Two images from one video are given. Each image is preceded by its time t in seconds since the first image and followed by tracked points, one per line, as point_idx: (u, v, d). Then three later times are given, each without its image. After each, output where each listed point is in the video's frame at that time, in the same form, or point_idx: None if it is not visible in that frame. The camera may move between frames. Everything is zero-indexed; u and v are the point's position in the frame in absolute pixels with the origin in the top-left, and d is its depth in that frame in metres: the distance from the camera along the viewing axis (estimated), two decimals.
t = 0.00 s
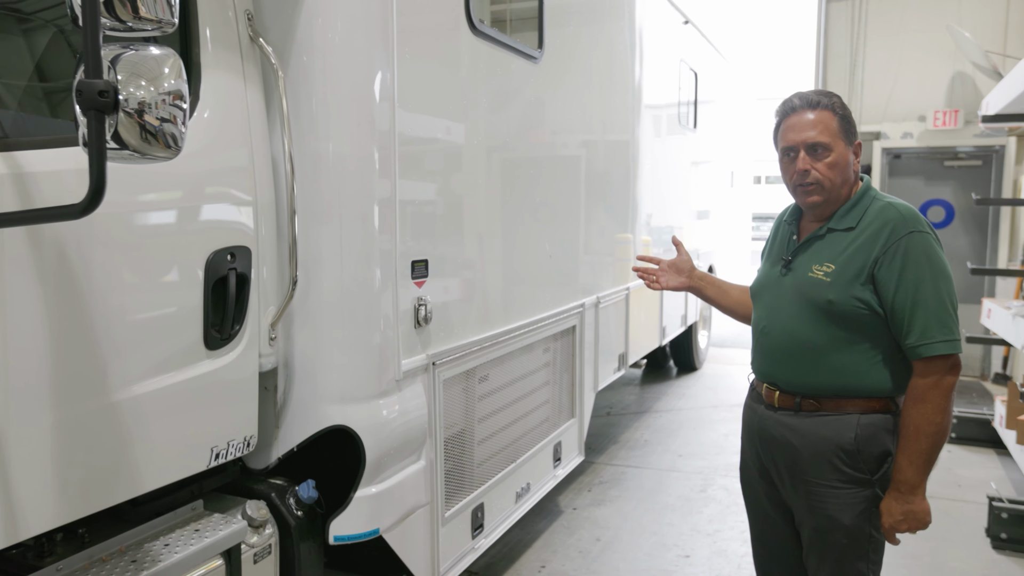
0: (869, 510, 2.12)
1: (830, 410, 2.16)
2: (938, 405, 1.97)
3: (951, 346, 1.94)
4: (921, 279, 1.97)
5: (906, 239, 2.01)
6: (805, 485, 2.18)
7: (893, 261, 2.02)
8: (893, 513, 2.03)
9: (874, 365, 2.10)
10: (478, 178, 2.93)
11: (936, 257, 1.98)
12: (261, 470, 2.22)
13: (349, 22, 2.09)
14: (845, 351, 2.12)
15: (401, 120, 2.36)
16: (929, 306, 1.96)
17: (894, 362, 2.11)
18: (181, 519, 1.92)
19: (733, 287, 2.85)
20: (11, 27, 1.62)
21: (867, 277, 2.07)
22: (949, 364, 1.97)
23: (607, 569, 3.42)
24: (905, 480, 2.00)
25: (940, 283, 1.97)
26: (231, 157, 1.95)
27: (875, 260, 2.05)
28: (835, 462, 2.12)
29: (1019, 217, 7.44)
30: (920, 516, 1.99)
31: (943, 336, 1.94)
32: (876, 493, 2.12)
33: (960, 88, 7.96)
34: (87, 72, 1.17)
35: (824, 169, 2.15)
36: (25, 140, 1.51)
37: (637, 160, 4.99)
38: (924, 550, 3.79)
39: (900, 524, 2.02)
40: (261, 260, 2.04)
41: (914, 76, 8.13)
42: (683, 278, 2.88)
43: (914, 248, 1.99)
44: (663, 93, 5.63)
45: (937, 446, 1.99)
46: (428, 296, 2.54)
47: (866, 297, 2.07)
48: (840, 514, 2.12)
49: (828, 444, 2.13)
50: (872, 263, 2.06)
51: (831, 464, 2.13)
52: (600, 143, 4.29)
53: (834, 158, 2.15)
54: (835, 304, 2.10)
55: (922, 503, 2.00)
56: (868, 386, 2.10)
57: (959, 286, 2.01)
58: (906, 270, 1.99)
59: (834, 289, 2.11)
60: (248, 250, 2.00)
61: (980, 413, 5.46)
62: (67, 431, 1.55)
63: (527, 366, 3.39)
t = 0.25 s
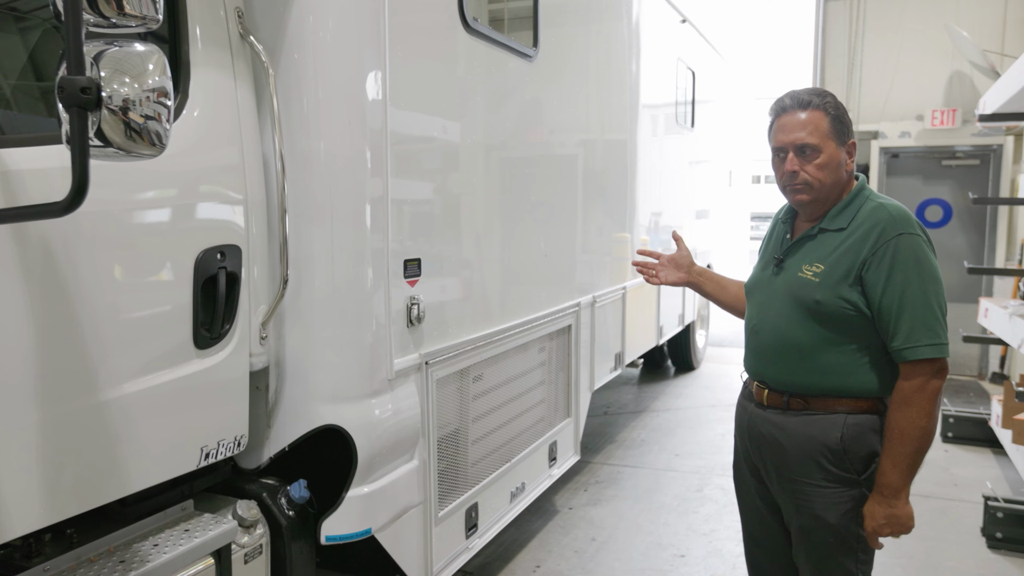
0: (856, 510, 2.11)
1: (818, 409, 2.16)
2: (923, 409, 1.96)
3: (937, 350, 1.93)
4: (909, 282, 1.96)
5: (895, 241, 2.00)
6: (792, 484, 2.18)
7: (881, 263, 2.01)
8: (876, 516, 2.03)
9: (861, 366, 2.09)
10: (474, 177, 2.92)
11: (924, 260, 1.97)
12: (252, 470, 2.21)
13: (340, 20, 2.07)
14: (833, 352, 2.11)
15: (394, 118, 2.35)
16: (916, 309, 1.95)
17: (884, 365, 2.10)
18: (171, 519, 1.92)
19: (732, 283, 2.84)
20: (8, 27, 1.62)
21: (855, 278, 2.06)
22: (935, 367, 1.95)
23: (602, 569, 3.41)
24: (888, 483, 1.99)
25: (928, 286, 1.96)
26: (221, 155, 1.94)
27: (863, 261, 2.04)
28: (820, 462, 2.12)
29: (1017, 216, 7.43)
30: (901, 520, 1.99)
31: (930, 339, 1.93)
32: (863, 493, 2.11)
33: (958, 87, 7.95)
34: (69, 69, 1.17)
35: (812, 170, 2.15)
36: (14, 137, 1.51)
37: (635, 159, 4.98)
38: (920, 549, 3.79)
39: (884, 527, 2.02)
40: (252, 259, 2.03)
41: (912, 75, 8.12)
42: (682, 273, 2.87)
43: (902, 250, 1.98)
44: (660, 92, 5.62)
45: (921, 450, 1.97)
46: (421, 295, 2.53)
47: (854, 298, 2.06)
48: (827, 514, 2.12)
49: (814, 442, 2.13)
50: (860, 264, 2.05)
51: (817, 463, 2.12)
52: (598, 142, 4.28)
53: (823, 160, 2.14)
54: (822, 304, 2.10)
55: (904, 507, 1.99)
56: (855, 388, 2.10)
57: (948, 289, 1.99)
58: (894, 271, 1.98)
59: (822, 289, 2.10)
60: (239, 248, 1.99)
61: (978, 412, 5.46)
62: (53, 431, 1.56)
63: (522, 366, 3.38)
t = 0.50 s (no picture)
0: (843, 509, 2.11)
1: (806, 408, 2.17)
2: (910, 411, 1.96)
3: (923, 352, 1.93)
4: (896, 283, 1.97)
5: (883, 242, 2.00)
6: (779, 483, 2.19)
7: (870, 263, 2.01)
8: (861, 519, 2.04)
9: (848, 366, 2.09)
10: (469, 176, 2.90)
11: (912, 263, 1.97)
12: (245, 469, 2.20)
13: (332, 18, 2.07)
14: (819, 351, 2.12)
15: (388, 117, 2.34)
16: (902, 310, 1.95)
17: (871, 366, 2.10)
18: (163, 519, 1.90)
19: (727, 283, 2.84)
20: (7, 26, 1.62)
21: (843, 277, 2.07)
22: (923, 369, 1.95)
23: (598, 569, 3.41)
24: (875, 486, 1.99)
25: (915, 288, 1.96)
26: (212, 154, 1.93)
27: (851, 261, 2.05)
28: (806, 461, 2.13)
29: (1015, 216, 7.42)
30: (887, 523, 1.99)
31: (916, 341, 1.93)
32: (850, 493, 2.11)
33: (956, 86, 7.94)
34: (53, 67, 1.17)
35: (791, 173, 2.15)
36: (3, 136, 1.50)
37: (632, 159, 4.97)
38: (917, 549, 3.78)
39: (869, 529, 2.03)
40: (244, 259, 2.03)
41: (910, 74, 8.11)
42: (677, 274, 2.86)
43: (890, 251, 1.98)
44: (658, 91, 5.61)
45: (908, 453, 1.97)
46: (416, 295, 2.52)
47: (842, 298, 2.07)
48: (813, 513, 2.13)
49: (800, 441, 2.14)
50: (848, 264, 2.05)
51: (804, 463, 2.13)
52: (595, 141, 4.26)
53: (802, 165, 2.13)
54: (810, 303, 2.11)
55: (891, 510, 2.00)
56: (841, 387, 2.10)
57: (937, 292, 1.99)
58: (882, 272, 1.99)
59: (810, 287, 2.11)
60: (231, 248, 1.99)
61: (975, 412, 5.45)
62: (43, 430, 1.56)
63: (518, 365, 3.37)
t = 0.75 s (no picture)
0: (824, 509, 2.13)
1: (787, 407, 2.19)
2: (892, 416, 1.94)
3: (901, 357, 1.93)
4: (874, 287, 1.96)
5: (864, 245, 1.99)
6: (761, 480, 2.22)
7: (850, 266, 2.01)
8: (849, 524, 2.03)
9: (828, 366, 2.11)
10: (467, 175, 2.89)
11: (893, 267, 1.96)
12: (241, 470, 2.20)
13: (328, 17, 2.06)
14: (800, 349, 2.14)
15: (385, 116, 2.33)
16: (879, 315, 1.95)
17: (852, 367, 2.11)
18: (156, 521, 1.91)
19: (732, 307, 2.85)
20: (6, 26, 1.62)
21: (824, 278, 2.08)
22: (902, 373, 1.94)
23: (596, 570, 3.40)
24: (860, 492, 1.98)
25: (895, 293, 1.96)
26: (207, 153, 1.92)
27: (832, 262, 2.05)
28: (783, 459, 2.16)
29: (1015, 215, 7.42)
30: (875, 529, 1.98)
31: (892, 347, 1.93)
32: (829, 493, 2.12)
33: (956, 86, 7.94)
34: (44, 66, 1.16)
35: (767, 172, 2.21)
36: None
37: (631, 158, 4.96)
38: (916, 549, 3.78)
39: (858, 535, 2.02)
40: (239, 258, 2.02)
41: (910, 74, 8.10)
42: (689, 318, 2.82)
43: (870, 254, 1.98)
44: (657, 90, 5.61)
45: (892, 459, 1.95)
46: (412, 294, 2.51)
47: (822, 298, 2.08)
48: (792, 511, 2.16)
49: (779, 439, 2.17)
50: (828, 265, 2.06)
51: (781, 460, 2.17)
52: (593, 140, 4.26)
53: (776, 165, 2.17)
54: (790, 302, 2.13)
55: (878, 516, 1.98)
56: (820, 386, 2.12)
57: (920, 296, 1.97)
58: (861, 275, 1.99)
59: (791, 286, 2.13)
60: (225, 247, 1.98)
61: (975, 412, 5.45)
62: (36, 431, 1.55)
63: (516, 365, 3.37)
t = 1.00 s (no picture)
0: (809, 509, 2.15)
1: (772, 405, 2.22)
2: (859, 417, 1.94)
3: (868, 358, 1.92)
4: (845, 288, 1.96)
5: (838, 245, 1.99)
6: (749, 477, 2.26)
7: (825, 265, 2.01)
8: (818, 522, 2.04)
9: (808, 364, 2.13)
10: (466, 175, 2.89)
11: (865, 268, 1.95)
12: (239, 469, 2.19)
13: (327, 16, 2.05)
14: (780, 347, 2.16)
15: (384, 115, 2.33)
16: (849, 315, 1.95)
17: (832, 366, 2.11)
18: (154, 521, 1.90)
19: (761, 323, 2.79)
20: (6, 25, 1.61)
21: (802, 277, 2.09)
22: (870, 375, 1.94)
23: (595, 570, 3.39)
24: (829, 491, 1.99)
25: (867, 293, 1.95)
26: (205, 152, 1.92)
27: (810, 261, 2.06)
28: (765, 456, 2.20)
29: (1015, 215, 7.41)
30: (843, 529, 1.99)
31: (860, 347, 1.93)
32: (814, 492, 2.14)
33: (956, 85, 7.93)
34: (41, 64, 1.16)
35: (754, 168, 2.25)
36: None
37: (631, 157, 4.95)
38: (916, 549, 3.77)
39: (828, 534, 2.02)
40: (238, 258, 2.02)
41: (910, 74, 8.10)
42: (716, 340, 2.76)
43: (843, 255, 1.98)
44: (658, 90, 5.60)
45: (861, 460, 1.95)
46: (412, 294, 2.50)
47: (800, 297, 2.09)
48: (776, 508, 2.19)
49: (760, 435, 2.21)
50: (806, 264, 2.07)
51: (763, 456, 2.21)
52: (593, 140, 4.25)
53: (759, 163, 2.21)
54: (771, 300, 2.15)
55: (847, 516, 1.99)
56: (801, 383, 2.14)
57: (894, 298, 1.95)
58: (835, 276, 1.99)
59: (772, 284, 2.15)
60: (224, 246, 1.98)
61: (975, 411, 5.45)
62: (34, 431, 1.55)
63: (515, 364, 3.36)
